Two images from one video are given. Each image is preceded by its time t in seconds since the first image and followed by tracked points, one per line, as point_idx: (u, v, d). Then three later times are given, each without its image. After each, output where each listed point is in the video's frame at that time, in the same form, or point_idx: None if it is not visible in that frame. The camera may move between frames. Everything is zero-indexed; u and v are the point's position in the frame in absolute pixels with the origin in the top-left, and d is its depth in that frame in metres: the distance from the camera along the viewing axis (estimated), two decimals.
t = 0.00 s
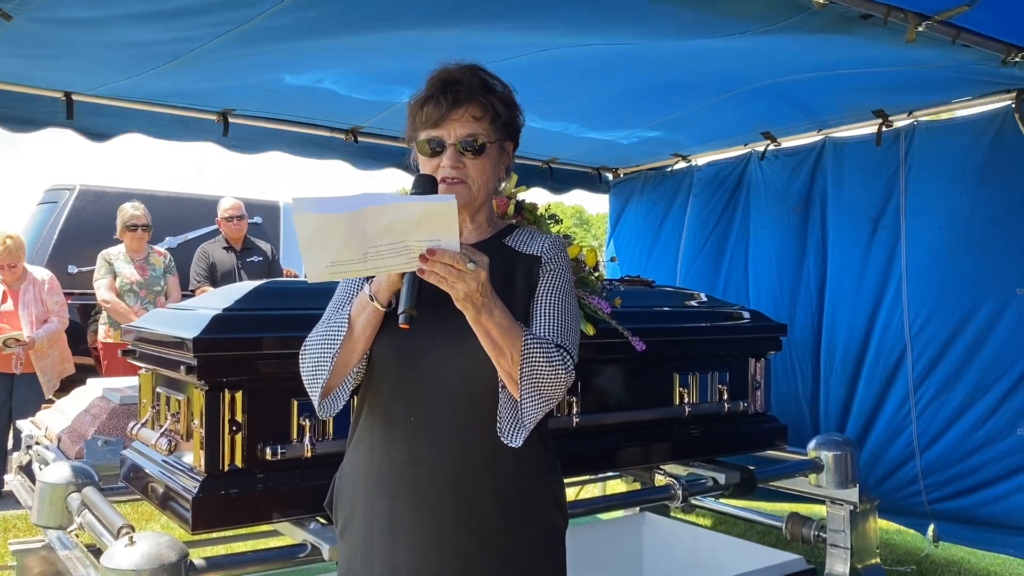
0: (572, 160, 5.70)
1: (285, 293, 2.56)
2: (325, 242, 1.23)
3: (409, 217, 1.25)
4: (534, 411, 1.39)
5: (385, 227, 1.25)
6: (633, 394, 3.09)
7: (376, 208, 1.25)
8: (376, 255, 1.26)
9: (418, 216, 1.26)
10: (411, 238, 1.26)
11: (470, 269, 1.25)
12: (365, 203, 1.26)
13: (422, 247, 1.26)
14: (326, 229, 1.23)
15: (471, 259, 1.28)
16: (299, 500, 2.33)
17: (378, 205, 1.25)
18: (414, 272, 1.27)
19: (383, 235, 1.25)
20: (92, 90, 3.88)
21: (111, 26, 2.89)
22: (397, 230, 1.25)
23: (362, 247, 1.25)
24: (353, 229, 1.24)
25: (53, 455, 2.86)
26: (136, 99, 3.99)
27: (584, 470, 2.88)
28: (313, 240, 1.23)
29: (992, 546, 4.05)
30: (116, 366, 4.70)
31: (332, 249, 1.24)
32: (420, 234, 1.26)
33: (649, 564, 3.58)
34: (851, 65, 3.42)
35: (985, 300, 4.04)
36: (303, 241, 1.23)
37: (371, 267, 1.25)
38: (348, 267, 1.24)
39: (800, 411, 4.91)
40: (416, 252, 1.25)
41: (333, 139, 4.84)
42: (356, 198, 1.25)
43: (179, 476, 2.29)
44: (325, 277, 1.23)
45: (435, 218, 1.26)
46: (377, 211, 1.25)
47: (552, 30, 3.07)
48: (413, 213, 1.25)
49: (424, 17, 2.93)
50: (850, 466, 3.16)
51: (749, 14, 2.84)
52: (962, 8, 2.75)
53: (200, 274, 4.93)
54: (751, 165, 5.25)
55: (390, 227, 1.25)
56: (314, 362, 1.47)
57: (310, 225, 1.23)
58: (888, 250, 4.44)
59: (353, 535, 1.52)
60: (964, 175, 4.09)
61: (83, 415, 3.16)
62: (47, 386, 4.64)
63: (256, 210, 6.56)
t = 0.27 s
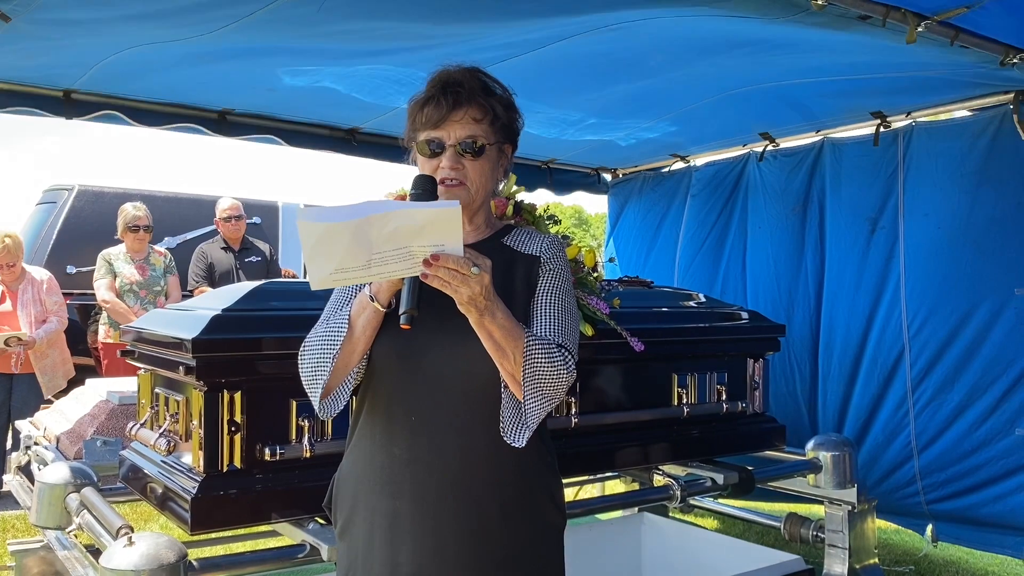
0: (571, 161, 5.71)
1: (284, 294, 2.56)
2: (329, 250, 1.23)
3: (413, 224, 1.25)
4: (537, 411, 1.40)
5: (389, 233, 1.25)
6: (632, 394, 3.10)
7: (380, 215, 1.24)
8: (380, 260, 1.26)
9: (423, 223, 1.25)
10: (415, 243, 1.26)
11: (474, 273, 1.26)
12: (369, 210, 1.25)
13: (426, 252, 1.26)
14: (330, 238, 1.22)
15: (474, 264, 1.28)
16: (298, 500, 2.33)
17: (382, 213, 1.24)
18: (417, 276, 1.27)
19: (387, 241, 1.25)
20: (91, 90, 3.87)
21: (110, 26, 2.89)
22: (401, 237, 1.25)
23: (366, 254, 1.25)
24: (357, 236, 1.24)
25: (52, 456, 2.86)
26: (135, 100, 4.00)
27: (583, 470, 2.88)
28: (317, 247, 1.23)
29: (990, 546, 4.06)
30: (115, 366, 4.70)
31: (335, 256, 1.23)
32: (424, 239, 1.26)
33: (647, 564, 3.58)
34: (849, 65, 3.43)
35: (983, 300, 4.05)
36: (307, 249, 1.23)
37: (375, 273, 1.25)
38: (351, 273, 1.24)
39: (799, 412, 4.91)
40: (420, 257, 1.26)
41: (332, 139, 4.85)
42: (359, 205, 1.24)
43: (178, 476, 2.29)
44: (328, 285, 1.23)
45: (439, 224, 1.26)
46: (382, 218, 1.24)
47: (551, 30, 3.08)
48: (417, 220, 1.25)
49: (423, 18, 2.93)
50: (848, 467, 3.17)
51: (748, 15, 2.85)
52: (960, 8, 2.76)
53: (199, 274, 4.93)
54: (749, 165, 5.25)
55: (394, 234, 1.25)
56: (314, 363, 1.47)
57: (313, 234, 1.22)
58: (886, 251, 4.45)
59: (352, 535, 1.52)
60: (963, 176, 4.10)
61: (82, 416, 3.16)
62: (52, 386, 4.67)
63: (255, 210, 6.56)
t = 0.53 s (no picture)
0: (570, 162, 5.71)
1: (283, 295, 2.56)
2: (334, 254, 1.23)
3: (419, 227, 1.25)
4: (539, 411, 1.40)
5: (395, 236, 1.25)
6: (630, 395, 3.10)
7: (386, 218, 1.24)
8: (385, 263, 1.26)
9: (428, 226, 1.25)
10: (420, 246, 1.26)
11: (477, 276, 1.26)
12: (375, 213, 1.25)
13: (431, 255, 1.26)
14: (336, 241, 1.23)
15: (478, 266, 1.29)
16: (297, 501, 2.33)
17: (387, 216, 1.25)
18: (422, 279, 1.27)
19: (393, 245, 1.25)
20: (91, 91, 3.87)
21: (110, 28, 2.89)
22: (407, 240, 1.25)
23: (372, 257, 1.25)
24: (362, 240, 1.24)
25: (52, 456, 2.87)
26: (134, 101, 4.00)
27: (581, 471, 2.89)
28: (323, 251, 1.23)
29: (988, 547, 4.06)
30: (115, 367, 4.71)
31: (341, 259, 1.24)
32: (429, 242, 1.26)
33: (646, 564, 3.59)
34: (846, 67, 3.43)
35: (981, 301, 4.05)
36: (312, 253, 1.23)
37: (380, 276, 1.26)
38: (356, 276, 1.25)
39: (797, 412, 4.92)
40: (424, 260, 1.26)
41: (332, 140, 4.85)
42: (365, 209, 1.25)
43: (177, 477, 2.30)
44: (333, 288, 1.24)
45: (444, 227, 1.26)
46: (387, 222, 1.25)
47: (550, 32, 3.08)
48: (423, 223, 1.25)
49: (422, 20, 2.93)
50: (847, 467, 3.17)
51: (747, 17, 2.85)
52: (958, 11, 2.77)
53: (198, 275, 4.94)
54: (748, 167, 5.25)
55: (400, 237, 1.25)
56: (314, 364, 1.48)
57: (319, 237, 1.23)
58: (885, 251, 4.45)
59: (351, 536, 1.52)
60: (961, 177, 4.11)
61: (82, 417, 3.16)
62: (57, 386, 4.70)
63: (254, 211, 6.56)
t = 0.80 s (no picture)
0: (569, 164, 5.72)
1: (283, 296, 2.57)
2: (336, 252, 1.24)
3: (420, 227, 1.26)
4: (537, 412, 1.41)
5: (396, 236, 1.26)
6: (629, 396, 3.11)
7: (387, 218, 1.25)
8: (386, 263, 1.27)
9: (429, 225, 1.26)
10: (421, 246, 1.26)
11: (478, 275, 1.27)
12: (377, 212, 1.26)
13: (431, 255, 1.26)
14: (337, 240, 1.23)
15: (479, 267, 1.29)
16: (296, 501, 2.33)
17: (389, 215, 1.25)
18: (422, 278, 1.28)
19: (394, 244, 1.26)
20: (90, 92, 3.88)
21: (110, 29, 2.89)
22: (408, 239, 1.26)
23: (372, 256, 1.26)
24: (364, 239, 1.25)
25: (51, 457, 2.87)
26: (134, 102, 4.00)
27: (580, 471, 2.89)
28: (325, 250, 1.24)
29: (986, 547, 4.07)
30: (114, 367, 4.71)
31: (342, 258, 1.24)
32: (430, 242, 1.26)
33: (644, 565, 3.59)
34: (844, 69, 3.44)
35: (980, 302, 4.06)
36: (314, 252, 1.24)
37: (381, 276, 1.26)
38: (357, 275, 1.25)
39: (796, 413, 4.92)
40: (425, 260, 1.26)
41: (331, 141, 4.86)
42: (368, 209, 1.26)
43: (176, 477, 2.30)
44: (334, 287, 1.24)
45: (445, 227, 1.26)
46: (389, 221, 1.26)
47: (549, 34, 3.08)
48: (424, 223, 1.25)
49: (421, 21, 2.93)
50: (845, 468, 3.18)
51: (746, 18, 2.86)
52: (956, 13, 2.77)
53: (197, 275, 4.94)
54: (747, 167, 5.26)
55: (401, 237, 1.26)
56: (313, 366, 1.48)
57: (321, 235, 1.23)
58: (883, 252, 4.46)
59: (350, 537, 1.52)
60: (959, 178, 4.11)
61: (81, 417, 3.16)
62: (62, 386, 4.72)
63: (253, 211, 6.57)
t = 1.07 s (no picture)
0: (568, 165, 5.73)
1: (282, 296, 2.57)
2: (342, 243, 1.24)
3: (425, 220, 1.26)
4: (536, 413, 1.41)
5: (402, 229, 1.26)
6: (628, 396, 3.11)
7: (394, 210, 1.25)
8: (391, 256, 1.27)
9: (435, 219, 1.26)
10: (426, 240, 1.27)
11: (482, 271, 1.28)
12: (383, 204, 1.25)
13: (436, 249, 1.27)
14: (344, 231, 1.23)
15: (482, 264, 1.30)
16: (295, 501, 2.34)
17: (396, 208, 1.25)
18: (426, 273, 1.28)
19: (399, 237, 1.26)
20: (90, 94, 3.88)
21: (109, 32, 2.90)
22: (413, 233, 1.26)
23: (378, 249, 1.25)
24: (370, 231, 1.24)
25: (51, 457, 2.88)
26: (133, 103, 4.00)
27: (579, 472, 2.90)
28: (331, 241, 1.24)
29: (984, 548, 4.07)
30: (114, 367, 4.71)
31: (348, 249, 1.24)
32: (435, 236, 1.27)
33: (643, 565, 3.59)
34: (842, 71, 3.44)
35: (979, 302, 4.06)
36: (320, 242, 1.23)
37: (386, 268, 1.26)
38: (363, 268, 1.25)
39: (795, 413, 4.93)
40: (430, 254, 1.27)
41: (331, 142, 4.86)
42: (374, 200, 1.25)
43: (176, 477, 2.30)
44: (339, 278, 1.23)
45: (450, 221, 1.27)
46: (396, 213, 1.25)
47: (547, 36, 3.08)
48: (430, 216, 1.26)
49: (420, 23, 2.94)
50: (844, 468, 3.19)
51: (744, 19, 2.86)
52: (953, 15, 2.78)
53: (196, 276, 4.95)
54: (746, 168, 5.27)
55: (407, 230, 1.26)
56: (312, 365, 1.48)
57: (328, 227, 1.23)
58: (882, 253, 4.46)
59: (350, 538, 1.52)
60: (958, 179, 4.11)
61: (81, 418, 3.16)
62: (60, 387, 4.71)
63: (252, 211, 6.57)
